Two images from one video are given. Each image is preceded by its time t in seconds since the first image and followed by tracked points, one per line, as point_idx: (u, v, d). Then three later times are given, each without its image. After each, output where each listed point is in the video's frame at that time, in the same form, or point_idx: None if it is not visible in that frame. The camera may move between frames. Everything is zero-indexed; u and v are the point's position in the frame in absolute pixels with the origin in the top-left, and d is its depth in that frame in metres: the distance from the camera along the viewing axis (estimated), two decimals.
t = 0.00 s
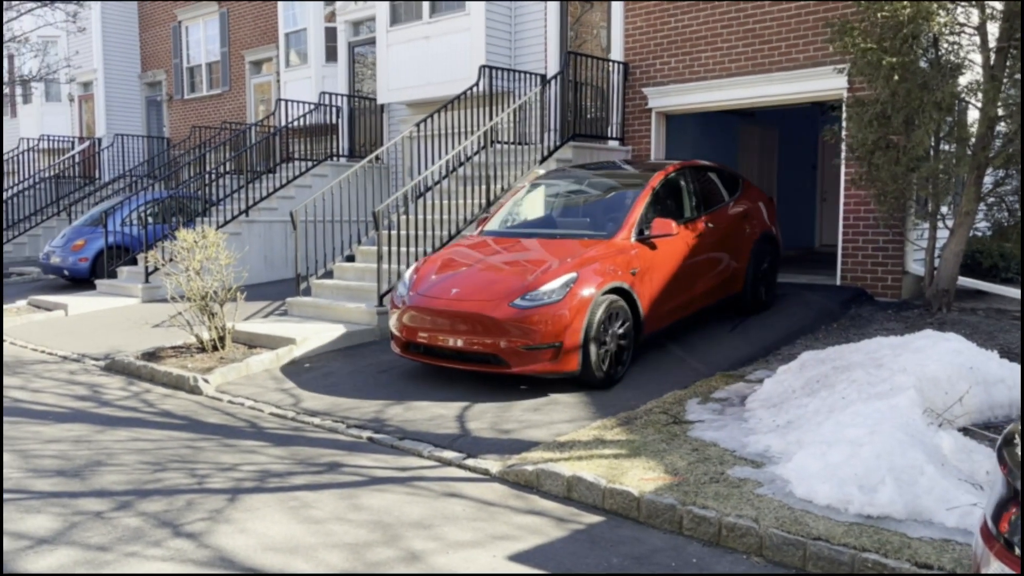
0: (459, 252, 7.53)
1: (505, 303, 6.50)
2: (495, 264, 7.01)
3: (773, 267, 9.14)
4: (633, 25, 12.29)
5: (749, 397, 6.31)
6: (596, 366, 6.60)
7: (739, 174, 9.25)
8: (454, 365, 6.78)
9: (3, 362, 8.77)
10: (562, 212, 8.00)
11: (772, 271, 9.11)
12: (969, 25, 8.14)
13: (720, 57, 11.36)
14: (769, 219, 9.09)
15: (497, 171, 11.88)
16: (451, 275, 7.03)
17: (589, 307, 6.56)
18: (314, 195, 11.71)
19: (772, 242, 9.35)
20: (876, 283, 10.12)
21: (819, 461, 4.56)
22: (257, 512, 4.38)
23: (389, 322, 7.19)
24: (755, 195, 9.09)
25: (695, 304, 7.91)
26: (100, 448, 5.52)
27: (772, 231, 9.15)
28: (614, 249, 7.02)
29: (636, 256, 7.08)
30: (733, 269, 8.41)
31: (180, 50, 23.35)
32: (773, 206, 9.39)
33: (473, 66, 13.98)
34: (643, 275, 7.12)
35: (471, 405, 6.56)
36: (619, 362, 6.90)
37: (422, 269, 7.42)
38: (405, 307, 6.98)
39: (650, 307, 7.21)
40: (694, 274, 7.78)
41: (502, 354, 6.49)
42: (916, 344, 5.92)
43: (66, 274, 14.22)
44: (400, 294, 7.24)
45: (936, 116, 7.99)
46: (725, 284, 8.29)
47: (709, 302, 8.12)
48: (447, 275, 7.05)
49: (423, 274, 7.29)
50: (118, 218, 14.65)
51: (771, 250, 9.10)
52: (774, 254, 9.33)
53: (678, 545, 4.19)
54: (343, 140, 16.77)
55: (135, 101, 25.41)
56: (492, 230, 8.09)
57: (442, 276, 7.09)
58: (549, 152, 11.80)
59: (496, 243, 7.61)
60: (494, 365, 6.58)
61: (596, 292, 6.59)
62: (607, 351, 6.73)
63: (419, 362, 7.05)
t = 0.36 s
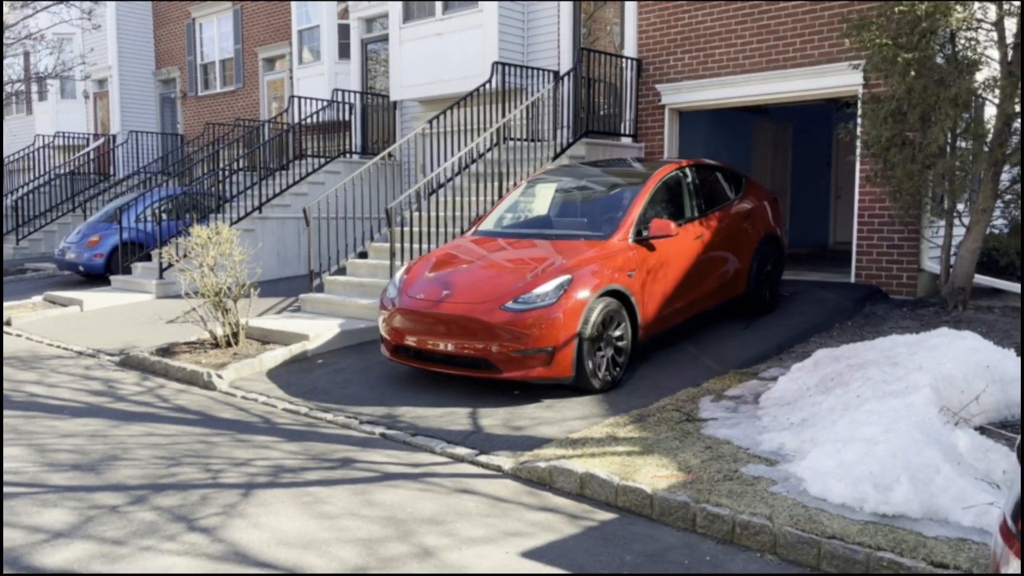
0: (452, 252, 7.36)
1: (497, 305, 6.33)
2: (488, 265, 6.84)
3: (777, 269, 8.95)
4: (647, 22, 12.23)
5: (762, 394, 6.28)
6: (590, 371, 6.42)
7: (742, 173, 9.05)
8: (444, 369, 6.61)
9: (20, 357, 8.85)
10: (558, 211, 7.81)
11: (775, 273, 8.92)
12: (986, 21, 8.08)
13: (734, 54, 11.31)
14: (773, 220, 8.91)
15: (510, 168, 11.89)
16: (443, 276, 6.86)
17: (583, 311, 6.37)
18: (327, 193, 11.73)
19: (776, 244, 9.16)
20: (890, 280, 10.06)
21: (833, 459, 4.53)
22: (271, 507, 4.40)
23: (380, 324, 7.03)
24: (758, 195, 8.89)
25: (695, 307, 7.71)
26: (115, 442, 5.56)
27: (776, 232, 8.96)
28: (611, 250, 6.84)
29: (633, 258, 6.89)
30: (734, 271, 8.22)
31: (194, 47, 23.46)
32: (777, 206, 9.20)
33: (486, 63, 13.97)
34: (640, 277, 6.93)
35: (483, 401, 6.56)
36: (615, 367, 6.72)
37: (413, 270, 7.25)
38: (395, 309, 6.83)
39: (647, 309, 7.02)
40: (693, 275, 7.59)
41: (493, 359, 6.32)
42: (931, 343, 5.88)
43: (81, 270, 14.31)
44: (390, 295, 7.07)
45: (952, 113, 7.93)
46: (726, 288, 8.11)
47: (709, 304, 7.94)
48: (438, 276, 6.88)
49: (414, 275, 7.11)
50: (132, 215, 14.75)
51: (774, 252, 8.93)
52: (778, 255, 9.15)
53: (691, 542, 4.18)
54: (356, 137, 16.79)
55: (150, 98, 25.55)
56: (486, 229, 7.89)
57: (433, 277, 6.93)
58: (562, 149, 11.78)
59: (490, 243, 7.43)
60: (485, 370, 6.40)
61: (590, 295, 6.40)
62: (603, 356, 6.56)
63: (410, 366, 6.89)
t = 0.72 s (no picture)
0: (449, 249, 7.25)
1: (493, 304, 6.21)
2: (486, 262, 6.73)
3: (783, 268, 8.80)
4: (660, 15, 12.17)
5: (775, 389, 6.26)
6: (589, 371, 6.30)
7: (747, 169, 8.90)
8: (440, 368, 6.49)
9: (36, 349, 8.93)
10: (557, 208, 7.68)
11: (780, 271, 8.76)
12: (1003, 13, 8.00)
13: (748, 47, 11.25)
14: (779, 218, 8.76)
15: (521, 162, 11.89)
16: (438, 274, 6.74)
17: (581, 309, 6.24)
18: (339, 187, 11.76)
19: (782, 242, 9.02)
20: (905, 275, 9.99)
21: (845, 454, 4.52)
22: (283, 499, 4.43)
23: (375, 323, 6.92)
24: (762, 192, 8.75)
25: (698, 305, 7.56)
26: (129, 434, 5.60)
27: (781, 230, 8.82)
28: (610, 247, 6.70)
29: (633, 254, 6.75)
30: (738, 269, 8.06)
31: (208, 42, 23.55)
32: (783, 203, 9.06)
33: (498, 57, 13.95)
34: (641, 275, 6.79)
35: (495, 395, 6.57)
36: (614, 366, 6.59)
37: (410, 268, 7.14)
38: (390, 306, 6.71)
39: (648, 307, 6.88)
40: (696, 273, 7.44)
41: (488, 358, 6.20)
42: (945, 338, 5.85)
43: (96, 264, 14.39)
44: (385, 294, 6.95)
45: (967, 106, 7.86)
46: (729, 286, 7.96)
47: (712, 303, 7.79)
48: (433, 275, 6.76)
49: (410, 273, 7.00)
50: (147, 209, 14.86)
51: (780, 250, 8.78)
52: (784, 253, 9.01)
53: (702, 536, 4.18)
54: (368, 132, 16.81)
55: (164, 93, 25.68)
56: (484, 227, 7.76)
57: (428, 275, 6.81)
58: (574, 143, 11.77)
59: (488, 241, 7.31)
60: (480, 370, 6.28)
61: (589, 292, 6.27)
62: (602, 354, 6.42)
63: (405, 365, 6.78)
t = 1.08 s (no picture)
0: (441, 246, 7.10)
1: (483, 301, 6.04)
2: (479, 258, 6.57)
3: (785, 267, 8.62)
4: (672, 8, 12.11)
5: (784, 384, 6.24)
6: (583, 371, 6.13)
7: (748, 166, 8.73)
8: (430, 368, 6.32)
9: (51, 342, 9.02)
10: (554, 206, 7.53)
11: (782, 271, 8.57)
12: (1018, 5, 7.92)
13: (760, 40, 11.18)
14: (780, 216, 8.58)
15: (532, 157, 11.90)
16: (429, 271, 6.57)
17: (574, 307, 6.07)
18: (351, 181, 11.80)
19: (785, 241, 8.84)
20: (918, 270, 9.92)
21: (854, 449, 4.50)
22: (292, 492, 4.46)
23: (365, 322, 6.75)
24: (764, 189, 8.58)
25: (696, 304, 7.38)
26: (140, 427, 5.65)
27: (783, 228, 8.64)
28: (605, 244, 6.53)
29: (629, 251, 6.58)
30: (738, 268, 7.89)
31: (221, 36, 23.64)
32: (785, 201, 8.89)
33: (509, 51, 13.93)
34: (637, 273, 6.62)
35: (504, 389, 6.57)
36: (609, 366, 6.42)
37: (401, 265, 6.98)
38: (380, 305, 6.55)
39: (644, 307, 6.71)
40: (695, 271, 7.26)
41: (479, 357, 6.03)
42: (957, 332, 5.81)
43: (111, 258, 14.49)
44: (375, 292, 6.79)
45: (982, 99, 7.80)
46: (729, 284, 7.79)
47: (712, 302, 7.60)
48: (424, 272, 6.59)
49: (401, 270, 6.83)
50: (160, 203, 14.96)
51: (782, 248, 8.60)
52: (788, 252, 8.83)
53: (709, 531, 4.18)
54: (380, 126, 16.83)
55: (177, 87, 25.80)
56: (481, 225, 7.61)
57: (419, 272, 6.65)
58: (585, 137, 11.75)
59: (480, 238, 7.14)
60: (471, 370, 6.11)
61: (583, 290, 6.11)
62: (596, 354, 6.25)
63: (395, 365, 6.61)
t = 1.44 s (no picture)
0: (419, 244, 6.81)
1: (457, 302, 5.77)
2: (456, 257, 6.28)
3: (781, 267, 8.32)
4: (685, 2, 12.04)
5: (793, 380, 6.21)
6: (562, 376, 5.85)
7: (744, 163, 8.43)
8: (403, 372, 6.04)
9: (66, 336, 9.12)
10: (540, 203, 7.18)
11: (778, 272, 8.28)
12: None
13: (774, 34, 11.10)
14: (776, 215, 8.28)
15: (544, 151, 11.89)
16: (403, 270, 6.28)
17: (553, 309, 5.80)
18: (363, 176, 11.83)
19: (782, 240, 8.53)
20: (933, 265, 9.83)
21: (859, 446, 4.49)
22: (297, 485, 4.49)
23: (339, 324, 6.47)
24: (760, 187, 8.27)
25: (687, 306, 7.08)
26: (150, 420, 5.71)
27: (780, 227, 8.33)
28: (587, 243, 6.26)
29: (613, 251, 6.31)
30: (731, 268, 7.59)
31: (236, 32, 23.75)
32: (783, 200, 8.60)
33: (522, 46, 13.90)
34: (621, 273, 6.34)
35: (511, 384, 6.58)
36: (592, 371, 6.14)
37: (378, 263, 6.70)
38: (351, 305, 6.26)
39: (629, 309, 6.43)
40: (684, 272, 6.98)
41: (453, 362, 5.76)
42: (969, 329, 5.75)
43: (127, 252, 14.60)
44: (348, 292, 6.49)
45: (997, 92, 7.69)
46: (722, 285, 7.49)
47: (703, 304, 7.30)
48: (398, 271, 6.29)
49: (376, 269, 6.53)
50: (176, 198, 15.09)
51: (779, 248, 8.29)
52: (786, 253, 8.52)
53: (712, 527, 4.16)
54: (393, 121, 16.86)
55: (194, 83, 25.95)
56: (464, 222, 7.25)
57: (394, 271, 6.37)
58: (597, 131, 11.72)
59: (461, 236, 6.85)
60: (445, 374, 5.83)
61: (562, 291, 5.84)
62: (577, 358, 5.98)
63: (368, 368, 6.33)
